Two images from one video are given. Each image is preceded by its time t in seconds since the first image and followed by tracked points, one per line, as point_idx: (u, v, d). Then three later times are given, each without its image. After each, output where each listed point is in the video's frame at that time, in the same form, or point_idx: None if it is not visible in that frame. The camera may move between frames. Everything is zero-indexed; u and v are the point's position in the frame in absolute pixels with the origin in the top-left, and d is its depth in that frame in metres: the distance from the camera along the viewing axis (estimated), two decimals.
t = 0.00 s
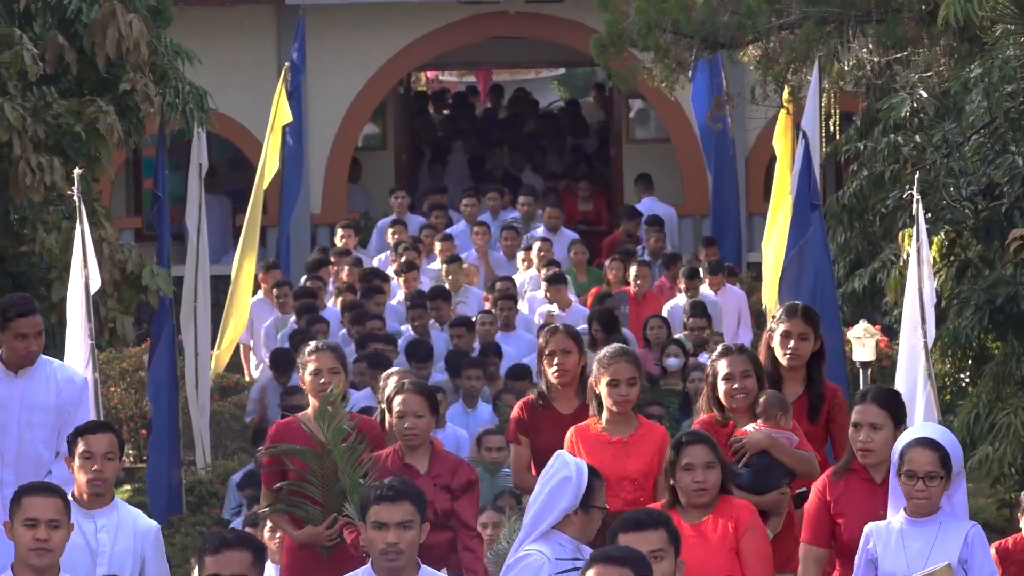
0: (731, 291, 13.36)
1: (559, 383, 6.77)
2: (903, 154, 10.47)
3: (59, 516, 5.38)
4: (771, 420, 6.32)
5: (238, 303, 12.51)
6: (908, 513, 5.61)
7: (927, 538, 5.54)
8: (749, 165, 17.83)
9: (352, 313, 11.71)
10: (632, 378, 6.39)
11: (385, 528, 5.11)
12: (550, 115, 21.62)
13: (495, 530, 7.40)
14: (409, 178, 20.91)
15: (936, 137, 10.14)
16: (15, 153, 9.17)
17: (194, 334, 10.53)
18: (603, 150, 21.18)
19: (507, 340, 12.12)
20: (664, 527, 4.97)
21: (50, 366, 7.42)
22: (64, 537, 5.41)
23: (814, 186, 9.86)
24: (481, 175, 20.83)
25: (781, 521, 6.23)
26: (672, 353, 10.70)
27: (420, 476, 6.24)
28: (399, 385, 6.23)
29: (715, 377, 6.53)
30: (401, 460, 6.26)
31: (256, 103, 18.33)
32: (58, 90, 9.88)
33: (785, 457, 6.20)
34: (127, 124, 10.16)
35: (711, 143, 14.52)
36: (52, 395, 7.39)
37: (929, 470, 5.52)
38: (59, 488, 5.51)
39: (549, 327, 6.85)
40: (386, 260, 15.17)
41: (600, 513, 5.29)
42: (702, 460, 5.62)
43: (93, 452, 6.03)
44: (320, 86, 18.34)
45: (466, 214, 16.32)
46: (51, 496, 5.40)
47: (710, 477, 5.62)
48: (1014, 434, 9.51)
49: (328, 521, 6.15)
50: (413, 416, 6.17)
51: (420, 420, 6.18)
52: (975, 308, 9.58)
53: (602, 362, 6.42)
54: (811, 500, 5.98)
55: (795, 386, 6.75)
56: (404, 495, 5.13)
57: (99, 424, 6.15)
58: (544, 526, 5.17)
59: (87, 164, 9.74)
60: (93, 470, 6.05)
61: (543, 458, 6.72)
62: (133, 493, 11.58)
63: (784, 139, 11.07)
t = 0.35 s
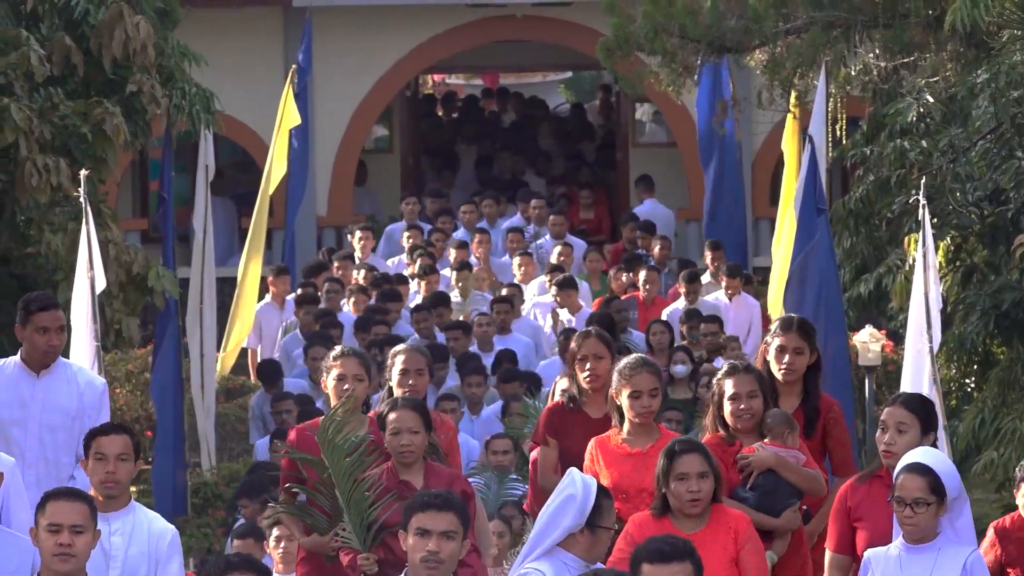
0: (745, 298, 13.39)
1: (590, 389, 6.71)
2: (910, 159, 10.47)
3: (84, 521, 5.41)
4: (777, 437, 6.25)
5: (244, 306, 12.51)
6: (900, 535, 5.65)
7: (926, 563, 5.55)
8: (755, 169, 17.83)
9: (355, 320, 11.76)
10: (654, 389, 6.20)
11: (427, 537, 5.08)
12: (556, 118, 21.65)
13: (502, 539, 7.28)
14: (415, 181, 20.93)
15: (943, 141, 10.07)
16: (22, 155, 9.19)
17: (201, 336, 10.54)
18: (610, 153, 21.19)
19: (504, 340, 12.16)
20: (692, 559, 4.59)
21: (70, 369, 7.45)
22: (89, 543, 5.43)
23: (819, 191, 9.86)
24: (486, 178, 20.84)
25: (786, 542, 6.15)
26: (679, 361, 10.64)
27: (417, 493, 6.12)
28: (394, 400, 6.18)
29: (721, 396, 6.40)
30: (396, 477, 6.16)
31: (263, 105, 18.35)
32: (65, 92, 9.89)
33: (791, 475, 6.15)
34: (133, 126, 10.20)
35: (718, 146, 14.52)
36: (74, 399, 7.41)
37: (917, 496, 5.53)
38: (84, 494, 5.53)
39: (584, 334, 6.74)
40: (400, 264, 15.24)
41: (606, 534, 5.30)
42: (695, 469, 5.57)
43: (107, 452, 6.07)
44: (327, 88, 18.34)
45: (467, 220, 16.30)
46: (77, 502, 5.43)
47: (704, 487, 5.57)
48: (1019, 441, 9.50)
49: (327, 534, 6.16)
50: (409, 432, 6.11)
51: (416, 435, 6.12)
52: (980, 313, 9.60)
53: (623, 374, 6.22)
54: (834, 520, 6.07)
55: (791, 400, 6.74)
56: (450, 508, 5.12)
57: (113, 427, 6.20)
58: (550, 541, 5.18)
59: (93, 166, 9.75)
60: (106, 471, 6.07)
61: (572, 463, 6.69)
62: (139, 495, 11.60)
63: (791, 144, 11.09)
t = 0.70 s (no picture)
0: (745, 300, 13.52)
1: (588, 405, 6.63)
2: (905, 163, 10.41)
3: (61, 543, 5.39)
4: (781, 450, 6.22)
5: (241, 307, 12.51)
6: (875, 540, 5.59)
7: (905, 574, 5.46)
8: (752, 172, 17.84)
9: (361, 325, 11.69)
10: (652, 405, 6.17)
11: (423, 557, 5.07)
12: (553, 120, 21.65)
13: (507, 547, 6.88)
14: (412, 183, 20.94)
15: (939, 145, 10.09)
16: (19, 155, 9.20)
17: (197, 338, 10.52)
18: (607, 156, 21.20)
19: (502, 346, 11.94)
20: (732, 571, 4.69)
21: (50, 383, 7.52)
22: (67, 565, 5.40)
23: (816, 195, 9.85)
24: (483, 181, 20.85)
25: (791, 558, 6.14)
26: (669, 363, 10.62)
27: (415, 499, 6.18)
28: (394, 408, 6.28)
29: (728, 401, 6.39)
30: (395, 485, 6.20)
31: (260, 107, 18.34)
32: (62, 93, 9.88)
33: (793, 489, 6.11)
34: (130, 127, 10.18)
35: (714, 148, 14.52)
36: (58, 413, 7.49)
37: (888, 502, 5.47)
38: (63, 514, 5.53)
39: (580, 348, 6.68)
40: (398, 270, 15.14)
41: (613, 538, 5.23)
42: (713, 486, 5.56)
43: (89, 468, 6.10)
44: (324, 91, 18.33)
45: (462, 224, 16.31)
46: (55, 523, 5.42)
47: (721, 503, 5.56)
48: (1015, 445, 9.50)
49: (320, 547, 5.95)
50: (411, 439, 6.19)
51: (418, 443, 6.20)
52: (977, 317, 9.59)
53: (621, 392, 6.18)
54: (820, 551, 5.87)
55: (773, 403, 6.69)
56: (444, 524, 5.13)
57: (98, 444, 6.23)
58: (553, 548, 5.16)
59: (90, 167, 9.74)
60: (90, 487, 6.10)
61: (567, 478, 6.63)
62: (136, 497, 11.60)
63: (787, 148, 11.09)
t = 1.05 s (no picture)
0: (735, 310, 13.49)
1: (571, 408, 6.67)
2: (904, 165, 10.47)
3: (19, 544, 5.52)
4: (781, 469, 6.22)
5: (240, 309, 12.51)
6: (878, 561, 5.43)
7: None
8: (751, 173, 17.84)
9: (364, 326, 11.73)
10: (646, 415, 6.17)
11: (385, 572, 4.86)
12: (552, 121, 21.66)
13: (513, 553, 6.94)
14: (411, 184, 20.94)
15: (938, 148, 10.14)
16: (18, 156, 9.21)
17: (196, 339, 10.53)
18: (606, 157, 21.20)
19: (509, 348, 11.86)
20: None
21: (21, 380, 7.41)
22: (26, 565, 5.54)
23: (816, 197, 9.87)
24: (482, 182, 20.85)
25: None
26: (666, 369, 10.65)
27: (430, 511, 6.05)
28: (414, 418, 6.17)
29: (725, 418, 6.39)
30: (411, 496, 6.07)
31: (259, 107, 18.33)
32: (61, 93, 9.87)
33: (793, 510, 6.13)
34: (129, 128, 10.18)
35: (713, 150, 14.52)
36: (31, 407, 7.36)
37: (886, 524, 5.31)
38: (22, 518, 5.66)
39: (562, 353, 6.70)
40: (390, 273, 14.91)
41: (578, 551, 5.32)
42: (716, 496, 5.52)
43: (77, 475, 6.09)
44: (323, 91, 18.32)
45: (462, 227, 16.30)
46: (12, 524, 5.55)
47: (723, 514, 5.52)
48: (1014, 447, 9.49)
49: (326, 561, 5.79)
50: (431, 449, 6.09)
51: (437, 454, 6.10)
52: (975, 319, 9.59)
53: (610, 403, 6.17)
54: (809, 549, 5.71)
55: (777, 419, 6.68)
56: (402, 535, 4.93)
57: (87, 449, 6.22)
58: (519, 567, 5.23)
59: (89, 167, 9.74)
60: (78, 494, 6.10)
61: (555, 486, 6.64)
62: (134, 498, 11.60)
63: (787, 149, 11.09)
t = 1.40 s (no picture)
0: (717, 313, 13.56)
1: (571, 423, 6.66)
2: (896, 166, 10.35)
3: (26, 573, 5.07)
4: (773, 479, 6.22)
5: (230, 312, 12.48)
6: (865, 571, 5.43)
7: None
8: (742, 175, 17.85)
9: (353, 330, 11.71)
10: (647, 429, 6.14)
11: None
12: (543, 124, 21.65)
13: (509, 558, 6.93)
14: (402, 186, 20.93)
15: (929, 150, 10.06)
16: (8, 158, 9.17)
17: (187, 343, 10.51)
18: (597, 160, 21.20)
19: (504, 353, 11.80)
20: None
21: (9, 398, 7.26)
22: None
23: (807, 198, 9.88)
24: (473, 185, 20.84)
25: None
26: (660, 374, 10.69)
27: (421, 524, 5.92)
28: (410, 425, 6.01)
29: (722, 425, 6.33)
30: (401, 507, 5.96)
31: (250, 110, 18.32)
32: (52, 95, 9.85)
33: (787, 520, 6.14)
34: (121, 130, 10.16)
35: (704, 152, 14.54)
36: (19, 425, 7.20)
37: (872, 534, 5.31)
38: (26, 539, 5.20)
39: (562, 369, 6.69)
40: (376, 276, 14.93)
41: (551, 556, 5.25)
42: (686, 509, 5.52)
43: (80, 492, 6.10)
44: (313, 94, 18.32)
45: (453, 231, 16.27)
46: (17, 550, 5.09)
47: (695, 527, 5.52)
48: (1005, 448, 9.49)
49: None
50: (428, 460, 5.94)
51: (434, 465, 5.96)
52: (967, 321, 9.66)
53: (608, 420, 6.11)
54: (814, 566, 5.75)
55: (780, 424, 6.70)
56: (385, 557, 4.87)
57: (87, 468, 6.24)
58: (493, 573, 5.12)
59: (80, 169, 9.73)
60: (80, 512, 6.08)
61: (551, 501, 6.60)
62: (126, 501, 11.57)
63: (777, 151, 11.06)
